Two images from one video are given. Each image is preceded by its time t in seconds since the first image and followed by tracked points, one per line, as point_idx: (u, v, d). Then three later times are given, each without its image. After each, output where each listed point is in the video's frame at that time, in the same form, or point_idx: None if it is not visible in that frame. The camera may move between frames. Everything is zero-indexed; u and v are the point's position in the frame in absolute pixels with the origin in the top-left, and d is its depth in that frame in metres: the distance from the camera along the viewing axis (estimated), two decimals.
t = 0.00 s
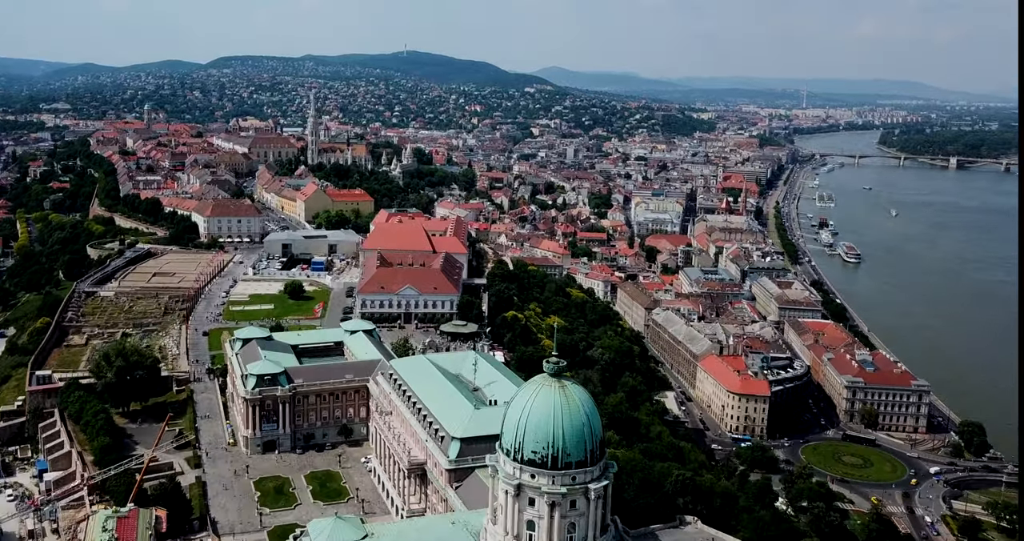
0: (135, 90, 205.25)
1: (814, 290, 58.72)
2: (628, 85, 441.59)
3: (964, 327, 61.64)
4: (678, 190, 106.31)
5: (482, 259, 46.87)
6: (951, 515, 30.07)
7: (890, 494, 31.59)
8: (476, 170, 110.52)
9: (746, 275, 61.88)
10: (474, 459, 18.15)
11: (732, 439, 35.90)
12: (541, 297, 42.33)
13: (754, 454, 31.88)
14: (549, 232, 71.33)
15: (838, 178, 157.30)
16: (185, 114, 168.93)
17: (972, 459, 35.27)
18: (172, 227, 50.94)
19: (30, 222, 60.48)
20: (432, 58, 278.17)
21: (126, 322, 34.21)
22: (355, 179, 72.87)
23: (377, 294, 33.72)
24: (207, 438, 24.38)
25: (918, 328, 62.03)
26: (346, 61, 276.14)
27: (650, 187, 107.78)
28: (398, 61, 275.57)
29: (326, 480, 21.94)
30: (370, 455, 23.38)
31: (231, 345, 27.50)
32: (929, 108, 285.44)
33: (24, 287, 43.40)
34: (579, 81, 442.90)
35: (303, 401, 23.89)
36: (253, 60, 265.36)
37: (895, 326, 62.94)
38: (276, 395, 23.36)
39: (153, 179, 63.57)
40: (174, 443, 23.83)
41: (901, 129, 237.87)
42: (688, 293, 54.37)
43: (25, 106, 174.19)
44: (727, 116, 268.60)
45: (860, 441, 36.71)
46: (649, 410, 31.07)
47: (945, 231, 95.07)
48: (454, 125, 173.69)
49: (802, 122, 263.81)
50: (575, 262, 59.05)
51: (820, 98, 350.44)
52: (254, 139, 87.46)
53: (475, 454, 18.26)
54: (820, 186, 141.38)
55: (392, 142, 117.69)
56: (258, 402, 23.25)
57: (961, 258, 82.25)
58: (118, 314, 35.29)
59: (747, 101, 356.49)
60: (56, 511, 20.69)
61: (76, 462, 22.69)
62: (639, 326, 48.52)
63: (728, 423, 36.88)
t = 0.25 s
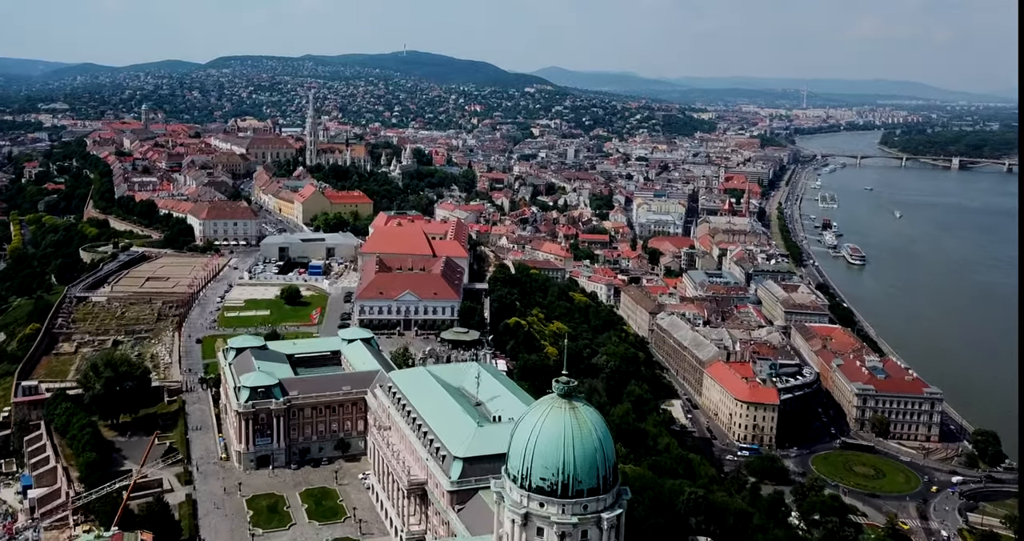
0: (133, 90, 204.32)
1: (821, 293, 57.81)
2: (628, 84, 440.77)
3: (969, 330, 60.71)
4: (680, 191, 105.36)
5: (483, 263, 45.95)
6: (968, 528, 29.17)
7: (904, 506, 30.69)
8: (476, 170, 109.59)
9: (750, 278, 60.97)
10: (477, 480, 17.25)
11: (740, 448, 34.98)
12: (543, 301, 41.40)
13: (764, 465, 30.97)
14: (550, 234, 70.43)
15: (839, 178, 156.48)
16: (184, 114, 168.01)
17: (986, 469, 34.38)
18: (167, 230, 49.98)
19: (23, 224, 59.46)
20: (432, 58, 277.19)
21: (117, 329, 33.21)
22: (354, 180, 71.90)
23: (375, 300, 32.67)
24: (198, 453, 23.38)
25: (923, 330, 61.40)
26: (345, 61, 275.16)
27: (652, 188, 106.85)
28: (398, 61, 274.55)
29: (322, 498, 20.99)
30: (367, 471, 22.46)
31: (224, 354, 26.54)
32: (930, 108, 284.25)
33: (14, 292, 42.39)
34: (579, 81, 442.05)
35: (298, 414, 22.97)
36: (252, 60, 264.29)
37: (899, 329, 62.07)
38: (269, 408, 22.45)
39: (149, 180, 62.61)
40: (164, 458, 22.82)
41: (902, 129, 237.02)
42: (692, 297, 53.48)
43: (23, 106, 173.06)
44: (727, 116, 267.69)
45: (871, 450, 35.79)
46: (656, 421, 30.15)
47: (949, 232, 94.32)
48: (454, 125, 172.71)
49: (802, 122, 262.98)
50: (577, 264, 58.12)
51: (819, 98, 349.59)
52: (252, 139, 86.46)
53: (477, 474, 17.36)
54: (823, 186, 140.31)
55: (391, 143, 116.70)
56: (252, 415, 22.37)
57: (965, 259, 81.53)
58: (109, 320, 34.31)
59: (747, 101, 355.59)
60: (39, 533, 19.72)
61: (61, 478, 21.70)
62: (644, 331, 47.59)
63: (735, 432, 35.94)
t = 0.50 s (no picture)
0: (132, 91, 203.45)
1: (827, 297, 56.84)
2: (628, 85, 439.92)
3: (977, 333, 59.65)
4: (682, 192, 104.46)
5: (484, 267, 45.03)
6: None
7: (918, 520, 29.79)
8: (477, 171, 108.67)
9: (755, 281, 60.04)
10: (481, 504, 16.34)
11: (748, 458, 34.08)
12: (546, 307, 40.45)
13: (774, 478, 30.06)
14: (552, 237, 69.50)
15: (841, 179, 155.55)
16: (182, 115, 167.14)
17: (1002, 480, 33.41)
18: (162, 234, 49.05)
19: (17, 227, 58.51)
20: (432, 59, 276.27)
21: (108, 336, 32.31)
22: (353, 182, 70.96)
23: (374, 306, 31.68)
24: (189, 468, 22.43)
25: (928, 331, 60.78)
26: (345, 61, 274.26)
27: (654, 189, 105.93)
28: (398, 61, 273.62)
29: (318, 518, 20.08)
30: (366, 488, 21.54)
31: (217, 365, 25.63)
32: (932, 109, 283.03)
33: (5, 296, 41.48)
34: (579, 81, 441.08)
35: (293, 429, 22.06)
36: (252, 61, 263.39)
37: (906, 333, 61.09)
38: (263, 423, 21.55)
39: (144, 181, 61.70)
40: (153, 474, 21.85)
41: (903, 129, 236.02)
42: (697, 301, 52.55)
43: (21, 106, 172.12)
44: (728, 117, 266.68)
45: (883, 461, 34.88)
46: (663, 433, 29.24)
47: (953, 234, 93.53)
48: (454, 125, 171.76)
49: (803, 123, 262.04)
50: (580, 268, 57.21)
51: (820, 98, 348.62)
52: (250, 140, 85.53)
53: (480, 498, 16.47)
54: (825, 187, 139.33)
55: (390, 144, 115.76)
56: (245, 430, 21.47)
57: (969, 260, 80.82)
58: (101, 328, 33.41)
59: (747, 101, 354.63)
60: None
61: (44, 497, 21.03)
62: (648, 337, 46.67)
63: (744, 441, 35.03)
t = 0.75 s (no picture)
0: (131, 91, 202.52)
1: (834, 301, 55.85)
2: (628, 85, 438.95)
3: (986, 337, 58.54)
4: (684, 194, 103.53)
5: (486, 271, 44.11)
6: None
7: (935, 535, 28.88)
8: (477, 172, 107.73)
9: (761, 284, 59.16)
10: (485, 530, 15.45)
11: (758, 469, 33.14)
12: (550, 312, 39.53)
13: (786, 490, 29.17)
14: (553, 239, 68.56)
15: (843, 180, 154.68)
16: (181, 115, 166.21)
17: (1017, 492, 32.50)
18: (157, 237, 48.08)
19: (10, 229, 57.48)
20: (431, 59, 275.34)
21: (99, 344, 31.33)
22: (352, 184, 70.07)
23: (372, 314, 30.72)
24: (180, 485, 21.48)
25: (934, 334, 59.94)
26: (345, 61, 273.26)
27: (655, 190, 105.03)
28: (397, 61, 272.62)
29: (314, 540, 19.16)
30: (363, 508, 20.60)
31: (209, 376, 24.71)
32: (933, 109, 282.08)
33: None
34: (579, 82, 440.22)
35: (287, 444, 21.13)
36: (251, 61, 262.33)
37: (913, 336, 60.08)
38: (256, 439, 20.62)
39: (140, 183, 60.74)
40: (141, 492, 20.84)
41: (904, 130, 235.12)
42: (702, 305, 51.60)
43: (19, 107, 171.00)
44: (728, 117, 265.76)
45: (896, 471, 33.96)
46: (671, 445, 28.28)
47: (958, 235, 92.62)
48: (454, 126, 170.72)
49: (804, 123, 261.16)
50: (583, 271, 56.28)
51: (820, 98, 347.72)
52: (248, 141, 84.56)
53: (484, 523, 15.58)
54: (827, 188, 138.39)
55: (390, 145, 114.78)
56: (237, 447, 20.55)
57: (975, 263, 79.89)
58: (91, 335, 32.43)
59: (747, 101, 353.68)
60: None
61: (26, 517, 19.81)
62: (653, 342, 45.74)
63: (753, 452, 34.11)
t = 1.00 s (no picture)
0: (130, 91, 201.62)
1: (841, 305, 54.83)
2: (627, 85, 437.99)
3: (996, 342, 57.35)
4: (686, 194, 102.59)
5: (487, 275, 43.18)
6: None
7: None
8: (477, 173, 106.78)
9: (766, 288, 58.25)
10: None
11: (767, 480, 32.21)
12: (553, 318, 38.59)
13: (798, 503, 28.25)
14: (555, 241, 67.62)
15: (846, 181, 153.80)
16: (180, 115, 165.29)
17: None
18: (152, 241, 47.13)
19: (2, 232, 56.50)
20: (430, 59, 274.34)
21: (89, 353, 30.37)
22: (351, 185, 69.14)
23: (371, 321, 29.77)
24: (169, 505, 20.50)
25: (942, 337, 59.04)
26: (344, 61, 272.26)
27: (657, 191, 104.09)
28: (396, 61, 271.61)
29: None
30: (361, 529, 19.65)
31: (201, 389, 23.76)
32: (934, 109, 281.14)
33: None
34: (579, 82, 439.28)
35: (281, 462, 20.17)
36: (250, 61, 261.30)
37: (920, 339, 59.15)
38: (249, 457, 19.66)
39: (135, 185, 59.79)
40: (128, 513, 19.85)
41: (905, 130, 234.22)
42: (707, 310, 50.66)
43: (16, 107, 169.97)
44: (729, 117, 264.78)
45: (910, 483, 33.02)
46: (680, 458, 27.36)
47: (963, 237, 91.72)
48: (453, 126, 169.76)
49: (804, 123, 260.30)
50: (586, 274, 55.35)
51: (820, 99, 346.81)
52: (246, 142, 83.60)
53: None
54: (829, 189, 137.52)
55: (389, 145, 113.83)
56: (228, 465, 19.61)
57: (981, 265, 78.99)
58: (81, 343, 31.45)
59: (746, 101, 352.67)
60: None
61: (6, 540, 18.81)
62: (658, 348, 44.81)
63: (762, 462, 33.16)
